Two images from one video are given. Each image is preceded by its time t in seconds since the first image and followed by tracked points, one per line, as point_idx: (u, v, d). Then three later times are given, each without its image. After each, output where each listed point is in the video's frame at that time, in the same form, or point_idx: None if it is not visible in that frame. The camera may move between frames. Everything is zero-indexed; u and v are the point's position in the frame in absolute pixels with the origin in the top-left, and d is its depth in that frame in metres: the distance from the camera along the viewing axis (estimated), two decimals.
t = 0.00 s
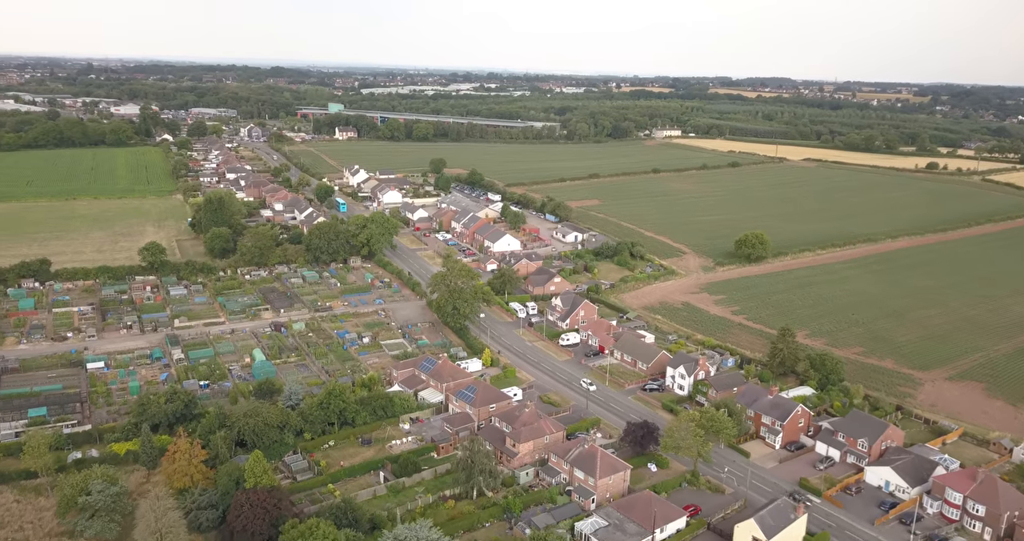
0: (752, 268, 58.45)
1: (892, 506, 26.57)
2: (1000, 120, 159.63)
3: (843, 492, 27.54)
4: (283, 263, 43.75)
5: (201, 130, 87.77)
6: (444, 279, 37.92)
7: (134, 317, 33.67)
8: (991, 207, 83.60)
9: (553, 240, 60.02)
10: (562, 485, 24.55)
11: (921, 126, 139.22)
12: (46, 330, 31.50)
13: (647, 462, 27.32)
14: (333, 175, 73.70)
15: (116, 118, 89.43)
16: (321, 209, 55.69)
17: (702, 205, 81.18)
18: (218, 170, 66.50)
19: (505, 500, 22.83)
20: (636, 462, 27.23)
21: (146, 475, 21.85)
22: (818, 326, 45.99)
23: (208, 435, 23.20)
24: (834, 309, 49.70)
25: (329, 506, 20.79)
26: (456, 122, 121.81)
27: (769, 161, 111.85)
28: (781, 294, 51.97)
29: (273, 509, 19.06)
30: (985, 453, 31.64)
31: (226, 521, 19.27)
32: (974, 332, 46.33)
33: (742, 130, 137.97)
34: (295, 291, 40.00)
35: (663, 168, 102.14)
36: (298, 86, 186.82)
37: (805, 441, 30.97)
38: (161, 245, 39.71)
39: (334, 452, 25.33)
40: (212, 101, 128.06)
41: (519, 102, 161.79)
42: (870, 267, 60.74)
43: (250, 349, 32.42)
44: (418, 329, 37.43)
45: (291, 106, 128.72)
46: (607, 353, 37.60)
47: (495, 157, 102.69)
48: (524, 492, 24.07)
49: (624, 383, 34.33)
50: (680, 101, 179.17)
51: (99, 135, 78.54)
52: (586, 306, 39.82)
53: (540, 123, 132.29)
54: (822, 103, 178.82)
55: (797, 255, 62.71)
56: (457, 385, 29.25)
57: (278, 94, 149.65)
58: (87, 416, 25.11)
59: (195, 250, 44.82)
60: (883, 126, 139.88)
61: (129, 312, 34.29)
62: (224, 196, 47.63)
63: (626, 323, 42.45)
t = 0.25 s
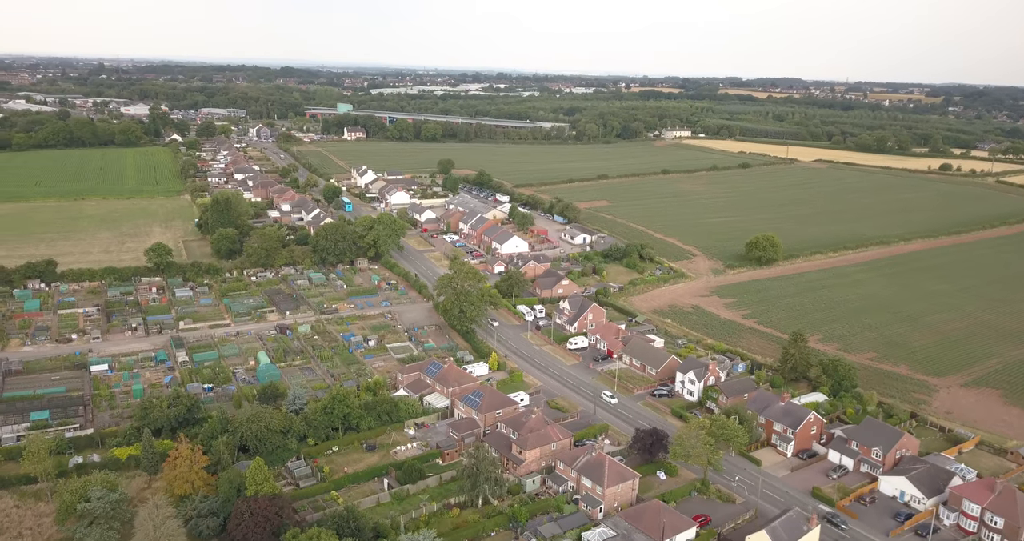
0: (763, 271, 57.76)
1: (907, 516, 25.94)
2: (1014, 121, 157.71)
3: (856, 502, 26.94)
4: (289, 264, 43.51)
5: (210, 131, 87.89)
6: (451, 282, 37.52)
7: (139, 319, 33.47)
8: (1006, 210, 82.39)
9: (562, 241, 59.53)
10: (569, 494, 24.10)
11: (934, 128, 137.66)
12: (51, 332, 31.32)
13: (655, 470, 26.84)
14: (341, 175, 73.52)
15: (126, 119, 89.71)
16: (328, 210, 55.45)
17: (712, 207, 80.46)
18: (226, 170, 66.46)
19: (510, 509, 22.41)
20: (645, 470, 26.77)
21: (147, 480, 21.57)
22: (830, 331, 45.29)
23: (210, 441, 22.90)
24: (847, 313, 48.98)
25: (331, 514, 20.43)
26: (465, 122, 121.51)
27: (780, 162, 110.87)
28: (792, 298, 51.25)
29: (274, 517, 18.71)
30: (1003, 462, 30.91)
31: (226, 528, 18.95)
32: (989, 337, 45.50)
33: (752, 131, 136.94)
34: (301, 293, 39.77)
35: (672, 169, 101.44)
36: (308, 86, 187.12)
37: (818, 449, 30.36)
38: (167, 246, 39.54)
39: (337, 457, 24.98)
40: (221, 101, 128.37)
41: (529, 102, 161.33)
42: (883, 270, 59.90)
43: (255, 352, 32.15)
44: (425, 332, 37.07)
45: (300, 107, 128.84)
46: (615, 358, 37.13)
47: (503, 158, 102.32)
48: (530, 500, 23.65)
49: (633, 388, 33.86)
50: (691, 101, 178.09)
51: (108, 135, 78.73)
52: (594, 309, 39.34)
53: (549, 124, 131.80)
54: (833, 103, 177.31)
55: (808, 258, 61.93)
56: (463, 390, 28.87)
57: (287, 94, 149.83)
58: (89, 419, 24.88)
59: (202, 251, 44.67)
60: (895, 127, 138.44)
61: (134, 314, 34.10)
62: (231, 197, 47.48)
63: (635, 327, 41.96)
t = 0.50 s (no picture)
0: (774, 273, 57.05)
1: (923, 527, 25.28)
2: None
3: (871, 512, 26.30)
4: (296, 266, 43.28)
5: (219, 131, 88.03)
6: (457, 284, 37.07)
7: (144, 321, 33.28)
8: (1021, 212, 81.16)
9: (570, 243, 59.05)
10: (576, 502, 23.64)
11: (947, 129, 136.09)
12: (56, 334, 31.16)
13: (665, 478, 26.34)
14: (349, 176, 73.33)
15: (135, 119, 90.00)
16: (335, 211, 55.23)
17: (722, 208, 79.74)
18: (234, 171, 66.43)
19: (516, 518, 21.98)
20: (653, 478, 26.29)
21: (148, 486, 21.30)
22: (842, 335, 44.60)
23: (212, 446, 22.61)
24: (860, 317, 48.24)
25: (334, 522, 20.08)
26: (473, 123, 121.21)
27: (791, 163, 109.88)
28: (804, 301, 50.54)
29: (275, 526, 18.36)
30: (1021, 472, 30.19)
31: (227, 536, 18.63)
32: (1006, 342, 44.64)
33: (763, 131, 135.87)
34: (307, 295, 39.52)
35: (682, 170, 100.72)
36: (317, 86, 187.51)
37: (831, 457, 29.76)
38: (173, 247, 39.39)
39: (341, 463, 24.63)
40: (231, 101, 128.71)
41: (538, 102, 160.91)
42: (896, 273, 59.05)
43: (259, 355, 31.88)
44: (431, 335, 36.71)
45: (309, 107, 128.93)
46: (624, 362, 36.62)
47: (512, 158, 101.94)
48: (537, 508, 23.22)
49: (642, 393, 33.37)
50: (701, 102, 177.04)
51: (118, 135, 78.93)
52: (603, 312, 38.87)
53: (558, 124, 131.30)
54: (845, 104, 175.76)
55: (820, 260, 61.14)
56: (469, 395, 28.46)
57: (296, 95, 150.05)
58: (92, 423, 24.64)
59: (209, 252, 44.54)
60: (907, 127, 136.94)
61: (139, 315, 33.92)
62: (238, 198, 47.34)
63: (644, 330, 41.45)
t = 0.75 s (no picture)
0: (785, 276, 56.35)
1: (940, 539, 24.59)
2: None
3: (885, 522, 25.63)
4: (302, 267, 43.06)
5: (228, 131, 88.11)
6: (464, 286, 36.64)
7: (149, 323, 33.08)
8: None
9: (578, 245, 58.55)
10: (584, 511, 23.18)
11: (961, 130, 134.52)
12: (60, 335, 31.00)
13: (674, 486, 25.85)
14: (357, 176, 73.17)
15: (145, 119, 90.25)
16: (342, 212, 55.00)
17: (732, 210, 78.98)
18: (242, 171, 66.37)
19: (522, 527, 21.52)
20: (662, 486, 25.79)
21: (149, 492, 21.02)
22: (855, 340, 43.90)
23: (214, 452, 22.29)
24: (873, 321, 47.49)
25: (335, 531, 19.71)
26: (482, 123, 120.88)
27: (802, 165, 108.87)
28: (816, 305, 49.83)
29: (275, 535, 17.99)
30: None
31: None
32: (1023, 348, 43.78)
33: (774, 132, 134.84)
34: (313, 297, 39.27)
35: (692, 171, 99.95)
36: (327, 87, 187.84)
37: (844, 466, 29.15)
38: (179, 248, 39.23)
39: (345, 469, 24.27)
40: (241, 101, 129.00)
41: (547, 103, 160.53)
42: (909, 277, 58.17)
43: (264, 357, 31.58)
44: (438, 338, 36.34)
45: (318, 107, 129.05)
46: (633, 367, 36.13)
47: (520, 159, 101.51)
48: (543, 517, 22.78)
49: (651, 399, 32.88)
50: (711, 102, 175.98)
51: (127, 135, 79.10)
52: (611, 316, 38.40)
53: (567, 125, 130.78)
54: (856, 104, 174.27)
55: (832, 263, 60.35)
56: (475, 400, 28.06)
57: (306, 95, 150.28)
58: (95, 426, 24.39)
59: (215, 253, 44.37)
60: (920, 128, 135.54)
61: (144, 317, 33.72)
62: (245, 199, 47.17)
63: (653, 334, 40.93)
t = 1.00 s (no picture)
0: (796, 280, 55.63)
1: None
2: None
3: (900, 534, 24.95)
4: (308, 269, 42.80)
5: (236, 131, 88.22)
6: (471, 289, 36.22)
7: (154, 325, 32.88)
8: None
9: (587, 247, 58.05)
10: (591, 521, 22.72)
11: (975, 130, 132.91)
12: (65, 337, 30.84)
13: (684, 495, 25.35)
14: (365, 177, 72.99)
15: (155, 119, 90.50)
16: (349, 213, 54.75)
17: (743, 212, 78.22)
18: (250, 172, 66.31)
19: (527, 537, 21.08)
20: (672, 495, 25.29)
21: (149, 498, 20.73)
22: (868, 345, 43.19)
23: (215, 457, 21.99)
24: (886, 325, 46.72)
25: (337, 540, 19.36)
26: (490, 124, 120.57)
27: (813, 166, 107.84)
28: (827, 308, 49.11)
29: None
30: None
31: None
32: None
33: (784, 133, 133.77)
34: (319, 299, 39.00)
35: (701, 172, 99.21)
36: (336, 87, 188.20)
37: (857, 475, 28.55)
38: (185, 250, 39.06)
39: (349, 475, 23.92)
40: (250, 101, 129.31)
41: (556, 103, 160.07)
42: (923, 280, 57.30)
43: (269, 360, 31.30)
44: (444, 341, 35.97)
45: (327, 107, 129.16)
46: (642, 372, 35.64)
47: (529, 160, 101.08)
48: (550, 526, 22.34)
49: (660, 405, 32.39)
50: (721, 103, 174.89)
51: (136, 135, 79.29)
52: (620, 319, 37.93)
53: (576, 125, 130.27)
54: (868, 105, 172.73)
55: (844, 266, 59.53)
56: (481, 405, 27.66)
57: (315, 95, 150.50)
58: (97, 430, 24.16)
59: (222, 254, 44.20)
60: (933, 129, 134.12)
61: (149, 319, 33.53)
62: (251, 200, 46.99)
63: (662, 338, 40.41)
